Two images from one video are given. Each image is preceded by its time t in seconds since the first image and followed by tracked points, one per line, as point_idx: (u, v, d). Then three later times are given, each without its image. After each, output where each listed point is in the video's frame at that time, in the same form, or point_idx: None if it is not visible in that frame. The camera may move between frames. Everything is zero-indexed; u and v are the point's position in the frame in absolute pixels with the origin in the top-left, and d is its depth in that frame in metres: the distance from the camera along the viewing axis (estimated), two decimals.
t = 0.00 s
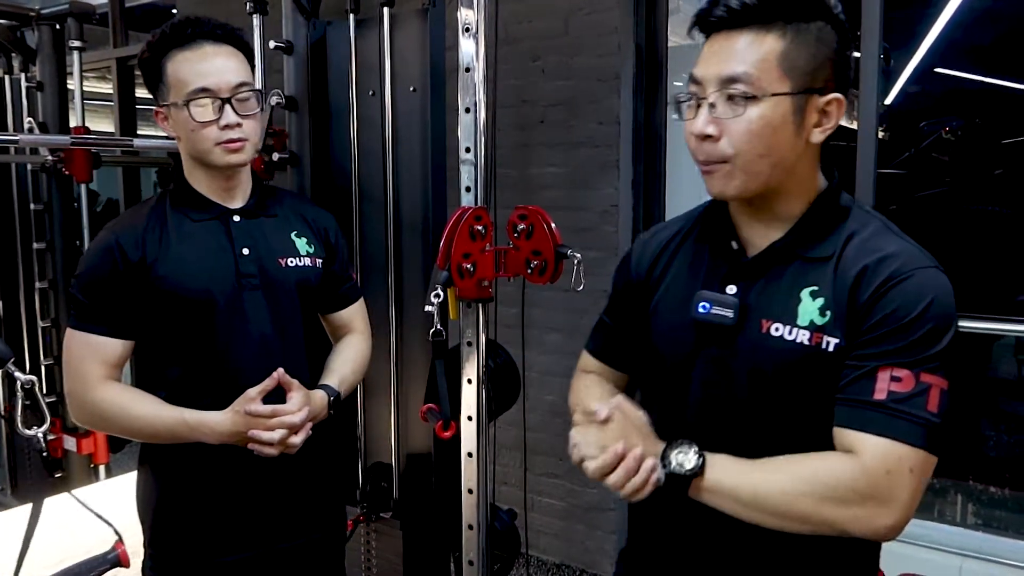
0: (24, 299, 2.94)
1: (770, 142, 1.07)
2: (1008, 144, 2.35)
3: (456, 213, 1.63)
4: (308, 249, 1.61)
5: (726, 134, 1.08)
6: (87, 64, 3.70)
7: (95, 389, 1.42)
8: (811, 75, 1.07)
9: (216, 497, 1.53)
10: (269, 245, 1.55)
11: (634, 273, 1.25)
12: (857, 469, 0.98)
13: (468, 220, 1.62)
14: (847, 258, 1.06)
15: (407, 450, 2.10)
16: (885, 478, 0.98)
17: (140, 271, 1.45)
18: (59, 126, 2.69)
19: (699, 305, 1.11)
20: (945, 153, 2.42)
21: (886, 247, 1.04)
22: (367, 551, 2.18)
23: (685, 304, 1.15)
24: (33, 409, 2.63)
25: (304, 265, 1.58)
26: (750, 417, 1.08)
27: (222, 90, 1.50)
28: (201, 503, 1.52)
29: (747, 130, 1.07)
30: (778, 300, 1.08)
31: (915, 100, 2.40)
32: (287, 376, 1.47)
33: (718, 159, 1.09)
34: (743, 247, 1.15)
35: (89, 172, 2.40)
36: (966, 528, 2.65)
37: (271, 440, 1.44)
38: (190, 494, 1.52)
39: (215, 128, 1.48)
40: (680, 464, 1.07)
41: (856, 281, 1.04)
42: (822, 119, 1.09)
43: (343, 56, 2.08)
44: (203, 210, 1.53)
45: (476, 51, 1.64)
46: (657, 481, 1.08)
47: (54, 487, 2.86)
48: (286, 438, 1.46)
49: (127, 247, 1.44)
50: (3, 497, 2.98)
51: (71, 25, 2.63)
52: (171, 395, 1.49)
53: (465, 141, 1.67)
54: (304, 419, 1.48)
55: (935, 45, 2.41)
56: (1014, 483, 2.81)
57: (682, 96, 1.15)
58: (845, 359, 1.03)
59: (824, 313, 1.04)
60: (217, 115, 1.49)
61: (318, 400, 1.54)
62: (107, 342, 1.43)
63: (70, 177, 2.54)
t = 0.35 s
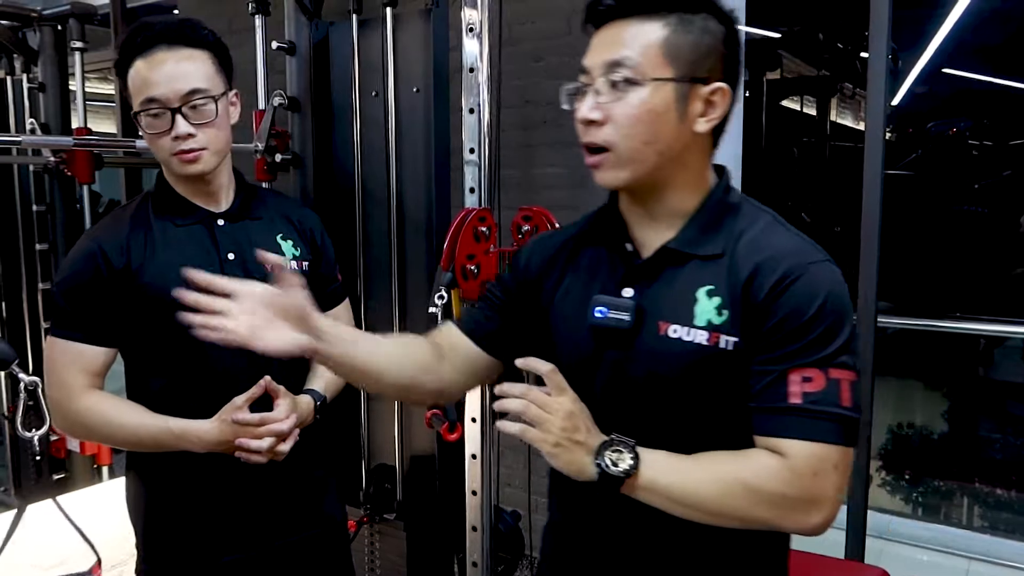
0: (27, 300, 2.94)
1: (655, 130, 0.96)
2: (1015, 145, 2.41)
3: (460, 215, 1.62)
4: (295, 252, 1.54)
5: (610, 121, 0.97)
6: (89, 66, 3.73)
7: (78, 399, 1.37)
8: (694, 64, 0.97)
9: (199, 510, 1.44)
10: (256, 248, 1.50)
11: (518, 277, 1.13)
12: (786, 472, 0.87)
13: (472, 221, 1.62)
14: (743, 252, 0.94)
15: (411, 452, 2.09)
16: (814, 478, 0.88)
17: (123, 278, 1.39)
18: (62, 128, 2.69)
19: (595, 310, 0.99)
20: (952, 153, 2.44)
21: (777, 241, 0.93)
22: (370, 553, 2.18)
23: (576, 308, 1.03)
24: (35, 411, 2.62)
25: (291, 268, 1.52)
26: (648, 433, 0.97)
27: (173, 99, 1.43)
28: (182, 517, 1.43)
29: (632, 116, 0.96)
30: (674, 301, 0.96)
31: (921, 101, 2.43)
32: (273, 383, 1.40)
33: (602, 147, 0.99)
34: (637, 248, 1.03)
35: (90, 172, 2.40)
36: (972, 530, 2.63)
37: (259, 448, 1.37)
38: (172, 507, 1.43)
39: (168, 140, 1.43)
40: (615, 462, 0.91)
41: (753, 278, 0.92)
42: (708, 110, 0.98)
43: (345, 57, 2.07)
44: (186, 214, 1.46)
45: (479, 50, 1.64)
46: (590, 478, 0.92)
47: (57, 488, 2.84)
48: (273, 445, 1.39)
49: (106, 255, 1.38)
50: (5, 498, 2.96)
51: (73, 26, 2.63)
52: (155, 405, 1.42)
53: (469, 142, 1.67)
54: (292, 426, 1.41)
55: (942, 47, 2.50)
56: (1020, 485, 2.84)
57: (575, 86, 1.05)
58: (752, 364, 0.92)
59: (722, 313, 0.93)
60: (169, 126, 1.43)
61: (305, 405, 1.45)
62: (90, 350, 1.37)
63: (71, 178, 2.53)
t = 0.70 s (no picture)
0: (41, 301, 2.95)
1: (525, 134, 0.95)
2: None
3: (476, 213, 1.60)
4: (317, 250, 1.55)
5: (480, 133, 0.96)
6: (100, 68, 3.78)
7: (104, 395, 1.39)
8: (553, 64, 0.96)
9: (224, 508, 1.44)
10: (278, 246, 1.51)
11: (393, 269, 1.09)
12: (732, 444, 0.88)
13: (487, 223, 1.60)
14: (649, 241, 0.95)
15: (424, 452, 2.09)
16: (759, 447, 0.89)
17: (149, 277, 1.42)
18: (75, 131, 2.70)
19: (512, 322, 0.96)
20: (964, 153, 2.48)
21: (677, 225, 0.95)
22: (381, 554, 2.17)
23: (480, 312, 1.02)
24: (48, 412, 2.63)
25: (312, 266, 1.53)
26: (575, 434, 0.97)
27: (187, 103, 1.46)
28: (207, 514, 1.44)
29: (502, 122, 0.95)
30: (588, 300, 0.95)
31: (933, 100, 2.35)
32: (288, 382, 1.38)
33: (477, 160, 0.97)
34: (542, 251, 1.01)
35: (104, 174, 2.41)
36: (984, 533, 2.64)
37: (272, 447, 1.36)
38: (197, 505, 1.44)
39: (185, 143, 1.46)
40: (568, 472, 0.90)
41: (660, 265, 0.93)
42: (576, 108, 0.97)
43: (356, 57, 2.09)
44: (211, 215, 1.49)
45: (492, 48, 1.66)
46: (547, 490, 0.91)
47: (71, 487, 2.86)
48: (285, 444, 1.38)
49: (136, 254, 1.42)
50: (20, 497, 2.98)
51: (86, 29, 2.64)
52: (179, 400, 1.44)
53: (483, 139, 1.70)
54: (305, 425, 1.39)
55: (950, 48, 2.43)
56: None
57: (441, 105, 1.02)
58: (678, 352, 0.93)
59: (636, 304, 0.93)
60: (185, 130, 1.46)
61: (322, 405, 1.44)
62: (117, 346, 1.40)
63: (84, 180, 2.55)
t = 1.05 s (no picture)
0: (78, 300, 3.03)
1: (503, 144, 1.05)
2: None
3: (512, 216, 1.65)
4: (388, 253, 1.66)
5: (461, 147, 1.06)
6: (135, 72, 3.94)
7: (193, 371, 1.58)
8: (518, 69, 1.07)
9: (289, 481, 1.61)
10: (351, 246, 1.63)
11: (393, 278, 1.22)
12: (722, 439, 0.97)
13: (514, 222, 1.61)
14: (626, 245, 1.05)
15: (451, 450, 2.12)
16: (744, 438, 0.97)
17: (232, 265, 1.59)
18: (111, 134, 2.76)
19: (497, 325, 1.06)
20: (995, 151, 2.51)
21: (654, 227, 1.05)
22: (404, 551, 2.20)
23: (473, 318, 1.12)
24: (85, 410, 2.69)
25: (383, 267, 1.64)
26: (568, 429, 1.06)
27: (280, 105, 1.61)
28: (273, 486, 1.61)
29: (478, 134, 1.05)
30: (571, 301, 1.05)
31: (964, 97, 2.34)
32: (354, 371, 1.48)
33: (465, 174, 1.08)
34: (523, 256, 1.12)
35: (139, 177, 2.47)
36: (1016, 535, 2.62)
37: (329, 432, 1.48)
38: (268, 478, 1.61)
39: (275, 141, 1.61)
40: (563, 480, 0.98)
41: (637, 268, 1.03)
42: (546, 108, 1.08)
43: (385, 60, 2.10)
44: (292, 213, 1.63)
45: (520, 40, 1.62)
46: (543, 499, 0.99)
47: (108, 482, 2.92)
48: (344, 431, 1.49)
49: (223, 246, 1.59)
50: (58, 492, 3.05)
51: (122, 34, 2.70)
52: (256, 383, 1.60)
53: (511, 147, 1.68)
54: (365, 415, 1.49)
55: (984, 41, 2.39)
56: None
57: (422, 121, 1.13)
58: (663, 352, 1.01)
59: (614, 304, 1.03)
60: (276, 129, 1.61)
61: (384, 400, 1.53)
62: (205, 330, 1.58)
63: (119, 182, 2.60)
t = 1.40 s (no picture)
0: (128, 299, 3.13)
1: (530, 144, 1.12)
2: None
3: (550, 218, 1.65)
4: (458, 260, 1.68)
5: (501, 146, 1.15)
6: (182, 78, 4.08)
7: (273, 350, 1.67)
8: (552, 73, 1.10)
9: (355, 465, 1.68)
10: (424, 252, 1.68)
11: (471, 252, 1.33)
12: (727, 456, 0.96)
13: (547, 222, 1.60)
14: (647, 249, 1.06)
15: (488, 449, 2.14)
16: (751, 457, 0.96)
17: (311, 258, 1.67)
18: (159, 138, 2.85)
19: (533, 312, 1.14)
20: None
21: (679, 233, 1.04)
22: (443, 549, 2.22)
23: (523, 302, 1.20)
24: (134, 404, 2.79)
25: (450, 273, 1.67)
26: (594, 420, 1.10)
27: (372, 112, 1.67)
28: (341, 465, 1.68)
29: (514, 134, 1.13)
30: (595, 297, 1.09)
31: (1006, 92, 2.36)
32: (410, 370, 1.54)
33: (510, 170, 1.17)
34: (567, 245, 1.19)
35: (186, 179, 2.55)
36: None
37: (382, 423, 1.56)
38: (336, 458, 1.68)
39: (364, 146, 1.67)
40: (569, 482, 1.02)
41: (655, 273, 1.03)
42: (576, 113, 1.10)
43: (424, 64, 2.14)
44: (374, 216, 1.70)
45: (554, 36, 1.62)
46: (552, 498, 1.04)
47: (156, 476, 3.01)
48: (394, 426, 1.57)
49: (306, 239, 1.68)
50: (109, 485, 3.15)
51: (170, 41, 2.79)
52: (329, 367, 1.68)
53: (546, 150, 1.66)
54: (417, 412, 1.56)
55: None
56: None
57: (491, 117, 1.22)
58: (679, 359, 1.01)
59: (629, 306, 1.05)
60: (367, 135, 1.67)
61: (440, 401, 1.58)
62: (285, 315, 1.65)
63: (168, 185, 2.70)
